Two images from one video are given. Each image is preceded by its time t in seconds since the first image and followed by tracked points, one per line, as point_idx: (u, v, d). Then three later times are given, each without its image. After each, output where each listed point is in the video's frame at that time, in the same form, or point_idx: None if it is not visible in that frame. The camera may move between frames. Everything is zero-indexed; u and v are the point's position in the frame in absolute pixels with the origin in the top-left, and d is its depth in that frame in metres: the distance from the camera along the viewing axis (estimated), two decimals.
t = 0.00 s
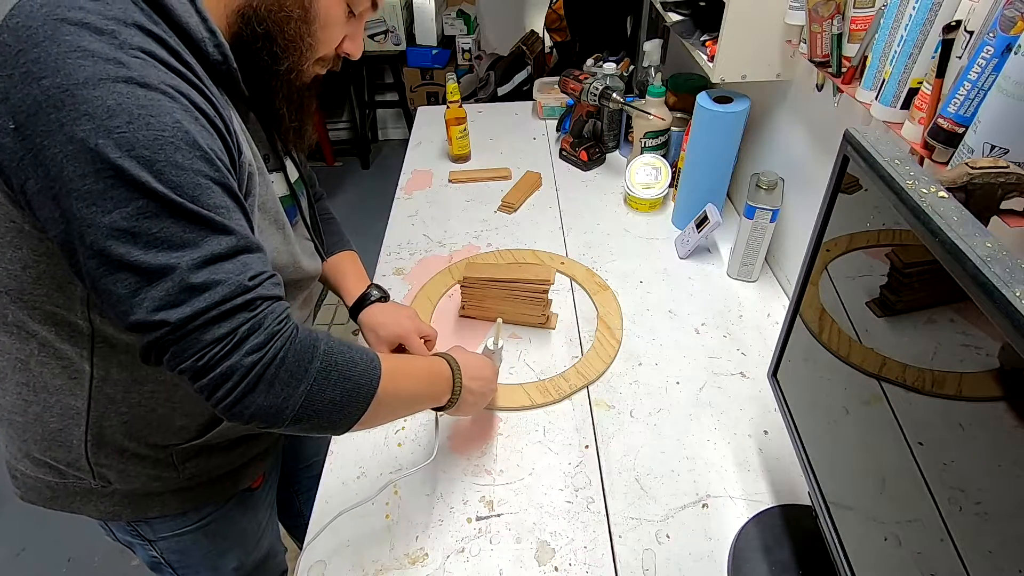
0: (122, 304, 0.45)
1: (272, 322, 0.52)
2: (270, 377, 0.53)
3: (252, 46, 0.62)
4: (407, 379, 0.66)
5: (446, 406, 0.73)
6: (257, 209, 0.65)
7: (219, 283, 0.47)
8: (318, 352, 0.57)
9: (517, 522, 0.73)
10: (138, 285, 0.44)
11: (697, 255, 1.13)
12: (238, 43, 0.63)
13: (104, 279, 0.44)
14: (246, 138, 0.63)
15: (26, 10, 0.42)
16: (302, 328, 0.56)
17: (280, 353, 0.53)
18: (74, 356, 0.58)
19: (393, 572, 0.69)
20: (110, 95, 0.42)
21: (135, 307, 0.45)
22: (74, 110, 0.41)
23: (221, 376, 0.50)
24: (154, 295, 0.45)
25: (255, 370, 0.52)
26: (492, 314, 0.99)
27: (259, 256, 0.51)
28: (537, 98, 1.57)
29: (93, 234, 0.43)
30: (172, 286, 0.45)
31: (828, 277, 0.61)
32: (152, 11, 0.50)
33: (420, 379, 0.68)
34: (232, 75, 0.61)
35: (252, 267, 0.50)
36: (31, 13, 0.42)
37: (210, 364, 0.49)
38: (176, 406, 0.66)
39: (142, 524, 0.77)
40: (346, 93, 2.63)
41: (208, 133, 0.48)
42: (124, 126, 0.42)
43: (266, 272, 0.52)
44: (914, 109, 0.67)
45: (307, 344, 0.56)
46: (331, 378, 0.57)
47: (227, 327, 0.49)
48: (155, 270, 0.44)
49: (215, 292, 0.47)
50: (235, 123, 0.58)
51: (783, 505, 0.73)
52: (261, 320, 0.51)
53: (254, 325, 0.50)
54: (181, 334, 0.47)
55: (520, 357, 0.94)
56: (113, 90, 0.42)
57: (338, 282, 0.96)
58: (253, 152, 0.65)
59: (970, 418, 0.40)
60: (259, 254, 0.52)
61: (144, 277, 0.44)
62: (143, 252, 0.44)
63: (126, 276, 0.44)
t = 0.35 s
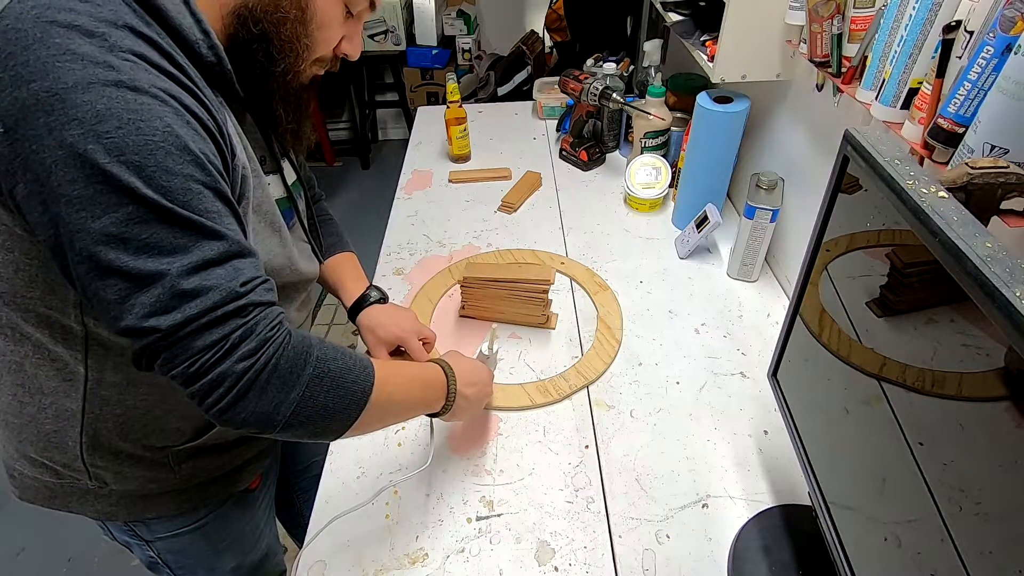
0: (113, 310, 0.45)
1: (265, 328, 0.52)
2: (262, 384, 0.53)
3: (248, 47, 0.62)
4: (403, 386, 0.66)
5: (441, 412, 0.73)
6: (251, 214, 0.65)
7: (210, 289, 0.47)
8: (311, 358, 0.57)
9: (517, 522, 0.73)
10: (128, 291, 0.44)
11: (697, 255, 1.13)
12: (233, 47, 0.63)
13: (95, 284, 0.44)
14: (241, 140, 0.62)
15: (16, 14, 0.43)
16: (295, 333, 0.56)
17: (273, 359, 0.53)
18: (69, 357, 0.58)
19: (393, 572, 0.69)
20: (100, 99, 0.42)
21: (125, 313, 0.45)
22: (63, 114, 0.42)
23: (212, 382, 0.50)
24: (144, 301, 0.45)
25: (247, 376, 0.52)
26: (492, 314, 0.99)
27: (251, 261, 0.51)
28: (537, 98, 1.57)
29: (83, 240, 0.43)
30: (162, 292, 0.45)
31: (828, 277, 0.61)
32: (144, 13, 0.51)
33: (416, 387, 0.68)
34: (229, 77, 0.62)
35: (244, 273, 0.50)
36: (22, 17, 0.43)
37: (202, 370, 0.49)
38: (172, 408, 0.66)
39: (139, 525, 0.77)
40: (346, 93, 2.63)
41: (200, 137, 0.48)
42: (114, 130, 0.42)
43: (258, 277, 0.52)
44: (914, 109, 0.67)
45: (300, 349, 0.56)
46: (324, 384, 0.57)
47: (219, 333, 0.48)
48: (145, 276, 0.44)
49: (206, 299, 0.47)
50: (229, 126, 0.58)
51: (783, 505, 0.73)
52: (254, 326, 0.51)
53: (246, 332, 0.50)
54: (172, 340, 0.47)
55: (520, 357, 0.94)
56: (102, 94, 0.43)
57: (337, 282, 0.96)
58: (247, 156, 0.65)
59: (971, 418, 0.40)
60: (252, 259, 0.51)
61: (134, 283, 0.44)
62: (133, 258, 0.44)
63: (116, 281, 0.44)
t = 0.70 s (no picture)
0: (108, 317, 0.45)
1: (262, 334, 0.52)
2: (259, 390, 0.53)
3: (245, 47, 0.61)
4: (400, 388, 0.66)
5: (439, 415, 0.73)
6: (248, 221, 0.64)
7: (206, 296, 0.47)
8: (308, 364, 0.57)
9: (517, 522, 0.73)
10: (124, 297, 0.44)
11: (697, 255, 1.13)
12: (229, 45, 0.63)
13: (90, 291, 0.44)
14: (237, 143, 0.62)
15: (10, 17, 0.43)
16: (292, 339, 0.56)
17: (269, 365, 0.53)
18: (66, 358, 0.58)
19: (393, 572, 0.69)
20: (94, 105, 0.42)
21: (121, 319, 0.45)
22: (57, 120, 0.41)
23: (209, 389, 0.50)
24: (139, 308, 0.45)
25: (244, 383, 0.52)
26: (492, 314, 0.99)
27: (247, 266, 0.51)
28: (537, 98, 1.57)
29: (78, 246, 0.43)
30: (158, 299, 0.45)
31: (828, 277, 0.61)
32: (139, 14, 0.50)
33: (414, 388, 0.68)
34: (225, 79, 0.62)
35: (241, 278, 0.50)
36: (16, 21, 0.43)
37: (198, 377, 0.49)
38: (170, 409, 0.66)
39: (138, 525, 0.76)
40: (346, 93, 2.63)
41: (196, 142, 0.48)
42: (108, 137, 0.42)
43: (255, 283, 0.52)
44: (914, 108, 0.67)
45: (297, 355, 0.56)
46: (321, 389, 0.57)
47: (215, 340, 0.49)
48: (141, 283, 0.44)
49: (202, 306, 0.47)
50: (226, 130, 0.58)
51: (783, 505, 0.73)
52: (250, 332, 0.51)
53: (243, 338, 0.50)
54: (168, 347, 0.47)
55: (520, 357, 0.94)
56: (96, 99, 0.43)
57: (338, 282, 0.97)
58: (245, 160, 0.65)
59: (971, 418, 0.40)
60: (248, 264, 0.52)
61: (130, 290, 0.44)
62: (128, 264, 0.44)
63: (112, 288, 0.44)
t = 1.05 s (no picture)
0: (68, 360, 0.44)
1: (229, 378, 0.51)
2: (229, 435, 0.52)
3: (219, 56, 0.58)
4: (384, 418, 0.65)
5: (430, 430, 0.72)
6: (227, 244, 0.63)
7: (169, 340, 0.46)
8: (281, 404, 0.56)
9: (517, 523, 0.73)
10: (82, 344, 0.44)
11: (697, 255, 1.13)
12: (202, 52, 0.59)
13: (50, 336, 0.43)
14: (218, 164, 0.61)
15: None
16: (264, 378, 0.55)
17: (238, 409, 0.52)
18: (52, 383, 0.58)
19: (393, 572, 0.69)
20: (44, 135, 0.41)
21: (80, 364, 0.44)
22: (6, 152, 0.40)
23: (175, 436, 0.50)
24: (96, 354, 0.44)
25: (212, 429, 0.51)
26: (492, 314, 0.99)
27: (216, 303, 0.50)
28: (537, 98, 1.57)
29: (33, 290, 0.42)
30: (116, 346, 0.44)
31: (828, 277, 0.61)
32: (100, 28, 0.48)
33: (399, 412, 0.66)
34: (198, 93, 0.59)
35: (207, 319, 0.49)
36: None
37: (163, 424, 0.49)
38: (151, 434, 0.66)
39: (129, 547, 0.76)
40: (346, 93, 2.63)
41: (159, 171, 0.47)
42: (59, 170, 0.41)
43: (224, 321, 0.50)
44: (914, 108, 0.67)
45: (269, 396, 0.55)
46: (297, 430, 0.57)
47: (179, 387, 0.48)
48: (98, 329, 0.44)
49: (164, 352, 0.46)
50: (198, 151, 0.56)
51: (783, 505, 0.73)
52: (217, 377, 0.50)
53: (209, 383, 0.50)
54: (131, 395, 0.46)
55: (520, 357, 0.94)
56: (47, 130, 0.41)
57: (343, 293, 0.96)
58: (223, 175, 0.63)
59: (971, 418, 0.40)
60: (217, 298, 0.50)
61: (89, 337, 0.44)
62: (85, 310, 0.43)
63: (70, 335, 0.43)
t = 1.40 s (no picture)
0: (14, 422, 0.41)
1: (189, 442, 0.48)
2: (188, 500, 0.49)
3: (201, 79, 0.54)
4: (358, 462, 0.61)
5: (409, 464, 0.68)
6: (205, 286, 0.59)
7: (124, 405, 0.43)
8: (245, 465, 0.53)
9: (517, 523, 0.73)
10: (28, 408, 0.40)
11: (697, 255, 1.13)
12: (182, 73, 0.54)
13: None
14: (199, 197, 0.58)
15: None
16: (229, 437, 0.52)
17: (198, 473, 0.49)
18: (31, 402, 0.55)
19: (393, 572, 0.69)
20: None
21: (26, 428, 0.41)
22: None
23: (128, 502, 0.46)
24: (41, 420, 0.40)
25: (168, 495, 0.48)
26: (492, 314, 0.99)
27: (180, 360, 0.47)
28: (537, 98, 1.57)
29: None
30: (65, 412, 0.41)
31: (828, 277, 0.61)
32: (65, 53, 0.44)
33: (373, 450, 0.63)
34: (178, 118, 0.55)
35: (168, 379, 0.46)
36: None
37: (115, 490, 0.46)
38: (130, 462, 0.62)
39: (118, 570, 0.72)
40: (346, 93, 2.63)
41: (124, 218, 0.43)
42: (9, 224, 0.37)
43: (188, 380, 0.47)
44: (914, 109, 0.67)
45: (233, 456, 0.52)
46: (262, 489, 0.54)
47: (133, 454, 0.45)
48: (45, 395, 0.40)
49: (118, 418, 0.43)
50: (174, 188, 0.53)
51: (783, 506, 0.73)
52: (175, 441, 0.47)
53: (166, 448, 0.47)
54: (80, 462, 0.43)
55: (520, 357, 0.94)
56: None
57: (348, 304, 0.93)
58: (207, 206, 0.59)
59: (971, 418, 0.40)
60: (182, 355, 0.47)
61: (34, 401, 0.40)
62: (31, 373, 0.39)
63: (15, 397, 0.40)
